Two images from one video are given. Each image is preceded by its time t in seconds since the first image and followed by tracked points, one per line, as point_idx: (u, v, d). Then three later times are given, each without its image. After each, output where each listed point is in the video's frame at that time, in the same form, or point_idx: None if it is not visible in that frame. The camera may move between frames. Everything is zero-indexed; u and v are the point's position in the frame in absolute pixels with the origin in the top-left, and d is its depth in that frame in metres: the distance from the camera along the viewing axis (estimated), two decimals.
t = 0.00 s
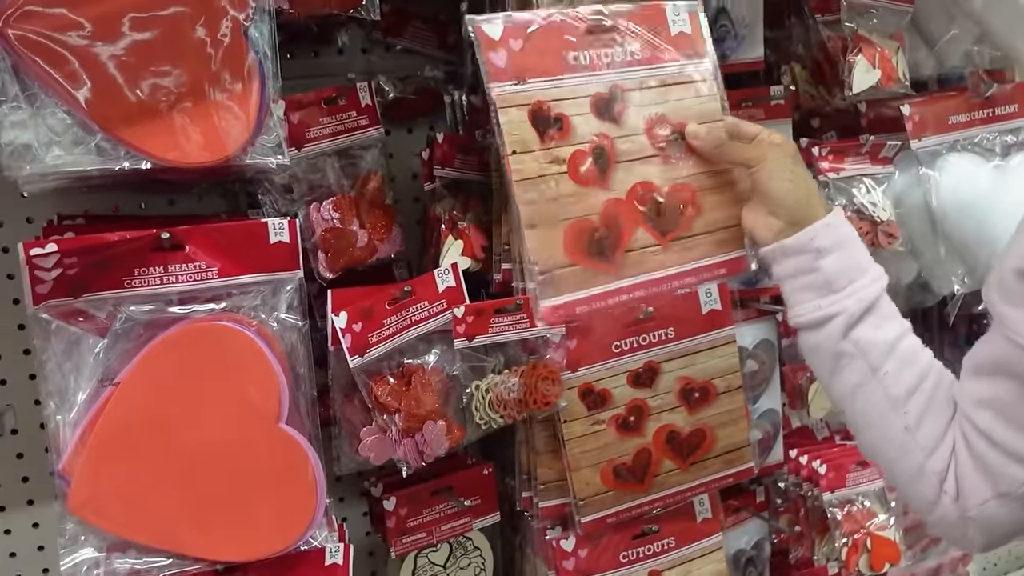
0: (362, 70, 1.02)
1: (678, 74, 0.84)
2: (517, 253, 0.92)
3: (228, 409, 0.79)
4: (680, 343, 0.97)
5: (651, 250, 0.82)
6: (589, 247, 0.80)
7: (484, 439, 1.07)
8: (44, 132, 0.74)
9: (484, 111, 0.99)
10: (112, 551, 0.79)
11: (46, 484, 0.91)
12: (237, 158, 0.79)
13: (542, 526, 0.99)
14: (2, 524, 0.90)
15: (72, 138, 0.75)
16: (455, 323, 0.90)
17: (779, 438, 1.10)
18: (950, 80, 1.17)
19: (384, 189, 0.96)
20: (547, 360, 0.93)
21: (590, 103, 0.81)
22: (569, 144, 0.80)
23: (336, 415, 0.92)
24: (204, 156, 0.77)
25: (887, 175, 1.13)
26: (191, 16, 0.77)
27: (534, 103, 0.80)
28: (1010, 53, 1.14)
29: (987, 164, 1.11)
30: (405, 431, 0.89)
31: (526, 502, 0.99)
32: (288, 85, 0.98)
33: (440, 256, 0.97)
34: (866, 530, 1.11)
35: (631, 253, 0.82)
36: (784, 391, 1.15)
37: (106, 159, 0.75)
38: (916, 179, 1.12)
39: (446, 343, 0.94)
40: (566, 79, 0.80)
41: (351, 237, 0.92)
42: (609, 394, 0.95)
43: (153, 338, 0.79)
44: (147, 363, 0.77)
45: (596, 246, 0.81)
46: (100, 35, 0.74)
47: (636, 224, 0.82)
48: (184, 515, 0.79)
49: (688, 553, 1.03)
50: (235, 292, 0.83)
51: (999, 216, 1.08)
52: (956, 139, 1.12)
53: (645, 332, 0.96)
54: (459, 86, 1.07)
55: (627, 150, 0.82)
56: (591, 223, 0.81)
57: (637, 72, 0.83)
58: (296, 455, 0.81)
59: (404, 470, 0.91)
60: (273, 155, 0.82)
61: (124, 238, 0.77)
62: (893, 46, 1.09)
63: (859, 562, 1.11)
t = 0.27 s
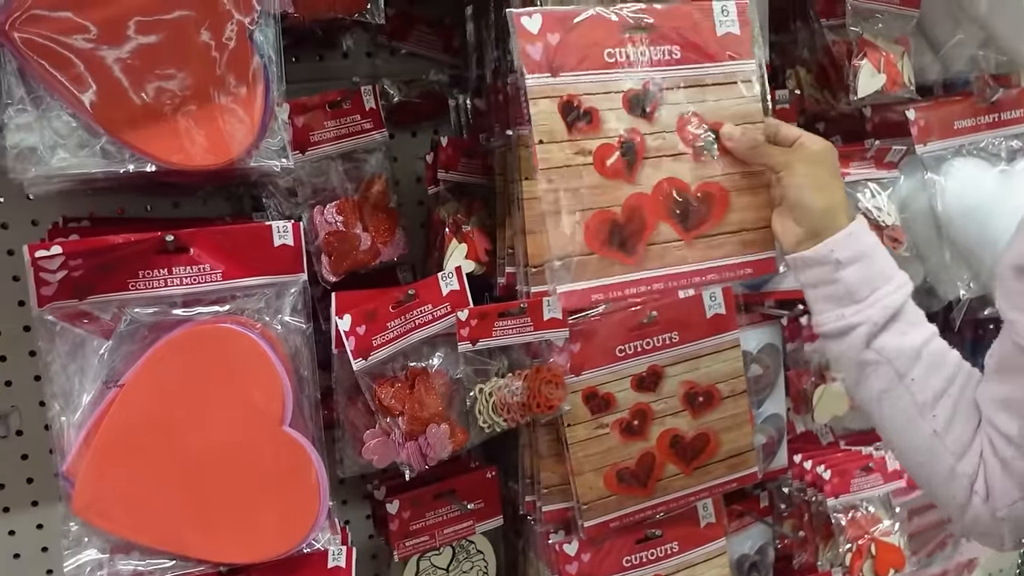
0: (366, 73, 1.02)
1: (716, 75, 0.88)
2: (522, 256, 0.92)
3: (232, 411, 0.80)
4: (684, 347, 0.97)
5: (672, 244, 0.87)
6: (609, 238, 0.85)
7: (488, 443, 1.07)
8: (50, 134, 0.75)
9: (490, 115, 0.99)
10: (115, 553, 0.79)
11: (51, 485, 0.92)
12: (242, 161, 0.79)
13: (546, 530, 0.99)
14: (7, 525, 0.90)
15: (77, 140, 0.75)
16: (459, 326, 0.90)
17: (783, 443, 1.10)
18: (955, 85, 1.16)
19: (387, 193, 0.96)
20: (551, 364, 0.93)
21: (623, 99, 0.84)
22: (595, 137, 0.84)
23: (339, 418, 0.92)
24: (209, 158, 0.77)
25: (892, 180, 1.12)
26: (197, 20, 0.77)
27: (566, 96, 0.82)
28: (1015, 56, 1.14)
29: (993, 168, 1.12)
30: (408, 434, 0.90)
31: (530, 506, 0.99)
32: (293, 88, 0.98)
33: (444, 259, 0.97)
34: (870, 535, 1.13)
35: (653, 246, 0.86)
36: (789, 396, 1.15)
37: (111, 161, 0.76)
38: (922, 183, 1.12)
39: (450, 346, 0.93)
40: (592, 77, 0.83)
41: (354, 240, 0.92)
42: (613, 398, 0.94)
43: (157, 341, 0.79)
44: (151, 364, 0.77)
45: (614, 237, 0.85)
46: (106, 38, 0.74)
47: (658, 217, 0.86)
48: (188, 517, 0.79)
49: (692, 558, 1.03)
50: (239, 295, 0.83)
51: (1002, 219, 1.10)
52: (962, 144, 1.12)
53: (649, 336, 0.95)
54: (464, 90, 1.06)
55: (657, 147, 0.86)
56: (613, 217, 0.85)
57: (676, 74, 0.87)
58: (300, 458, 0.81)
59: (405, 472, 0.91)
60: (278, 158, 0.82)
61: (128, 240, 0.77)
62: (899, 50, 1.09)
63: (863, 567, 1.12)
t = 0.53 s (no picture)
0: (367, 73, 1.02)
1: (733, 75, 0.81)
2: (524, 256, 0.93)
3: (231, 410, 0.79)
4: (684, 350, 0.96)
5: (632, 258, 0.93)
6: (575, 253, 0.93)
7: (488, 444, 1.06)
8: (50, 133, 0.75)
9: (491, 115, 0.99)
10: (114, 552, 0.79)
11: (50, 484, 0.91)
12: (242, 160, 0.79)
13: (545, 532, 0.98)
14: (6, 524, 0.90)
15: (77, 139, 0.75)
16: (460, 327, 0.90)
17: (784, 446, 1.09)
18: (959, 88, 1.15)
19: (389, 193, 0.96)
20: (552, 365, 0.93)
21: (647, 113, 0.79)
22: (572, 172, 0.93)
23: (339, 419, 0.92)
24: (209, 158, 0.77)
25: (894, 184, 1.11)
26: (198, 19, 0.76)
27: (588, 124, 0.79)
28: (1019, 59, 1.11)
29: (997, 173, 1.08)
30: (408, 435, 0.90)
31: (530, 508, 0.99)
32: (294, 88, 0.98)
33: (444, 259, 0.97)
34: (872, 539, 1.08)
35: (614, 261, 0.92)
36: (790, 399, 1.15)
37: (111, 160, 0.76)
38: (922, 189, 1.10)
39: (450, 346, 0.93)
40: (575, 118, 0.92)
41: (355, 240, 0.92)
42: (614, 400, 0.94)
43: (156, 340, 0.79)
44: (150, 364, 0.77)
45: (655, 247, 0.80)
46: (107, 36, 0.74)
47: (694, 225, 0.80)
48: (186, 517, 0.78)
49: (692, 561, 1.02)
50: (239, 295, 0.83)
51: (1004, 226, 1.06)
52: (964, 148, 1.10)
53: (650, 339, 0.94)
54: (465, 90, 1.06)
55: (684, 156, 0.80)
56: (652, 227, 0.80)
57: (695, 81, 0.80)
58: (298, 458, 0.81)
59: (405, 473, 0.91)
60: (279, 157, 0.82)
61: (128, 239, 0.77)
62: (902, 52, 1.08)
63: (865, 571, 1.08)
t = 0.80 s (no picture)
0: (369, 82, 1.02)
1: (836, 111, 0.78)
2: (524, 265, 0.93)
3: (232, 419, 0.80)
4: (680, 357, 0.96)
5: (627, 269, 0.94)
6: (577, 263, 0.93)
7: (488, 452, 1.06)
8: (53, 143, 0.76)
9: (491, 125, 1.00)
10: (115, 561, 0.80)
11: (52, 491, 0.92)
12: (244, 170, 0.80)
13: (546, 539, 0.99)
14: (8, 532, 0.90)
15: (80, 150, 0.76)
16: (460, 336, 0.90)
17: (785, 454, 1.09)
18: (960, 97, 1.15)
19: (390, 202, 0.96)
20: (552, 374, 0.94)
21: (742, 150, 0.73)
22: (570, 185, 0.95)
23: (340, 427, 0.92)
24: (211, 169, 0.78)
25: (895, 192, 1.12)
26: (200, 29, 0.77)
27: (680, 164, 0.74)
28: (1019, 69, 1.13)
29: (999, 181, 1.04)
30: (408, 443, 0.90)
31: (530, 515, 0.99)
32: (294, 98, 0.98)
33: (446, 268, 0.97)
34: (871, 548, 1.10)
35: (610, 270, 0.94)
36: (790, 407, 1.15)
37: (114, 171, 0.76)
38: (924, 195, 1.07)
39: (451, 355, 0.94)
40: (572, 135, 0.95)
41: (356, 249, 0.92)
42: (614, 409, 0.95)
43: (158, 350, 0.79)
44: (152, 373, 0.78)
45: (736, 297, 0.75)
46: (109, 47, 0.75)
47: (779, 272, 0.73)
48: (186, 526, 0.79)
49: (694, 568, 1.02)
50: (241, 304, 0.83)
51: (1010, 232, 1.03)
52: (966, 155, 1.09)
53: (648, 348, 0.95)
54: (467, 99, 1.07)
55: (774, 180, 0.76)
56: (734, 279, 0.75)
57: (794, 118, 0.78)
58: (299, 467, 0.81)
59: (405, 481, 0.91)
60: (280, 167, 0.82)
61: (130, 249, 0.78)
62: (902, 62, 1.08)
63: None
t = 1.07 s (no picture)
0: (354, 79, 1.02)
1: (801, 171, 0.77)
2: (507, 262, 0.94)
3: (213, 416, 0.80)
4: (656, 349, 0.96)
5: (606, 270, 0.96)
6: (560, 259, 0.94)
7: (472, 449, 1.06)
8: (32, 141, 0.75)
9: (476, 121, 1.00)
10: (96, 559, 0.79)
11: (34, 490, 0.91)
12: (225, 168, 0.79)
13: (530, 536, 0.99)
14: None
15: (60, 146, 0.76)
16: (443, 333, 0.90)
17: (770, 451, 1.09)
18: (947, 93, 1.15)
19: (373, 199, 0.96)
20: (535, 371, 0.94)
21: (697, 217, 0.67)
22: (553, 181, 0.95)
23: (322, 425, 0.92)
24: (189, 165, 0.77)
25: (880, 188, 1.12)
26: (180, 26, 0.77)
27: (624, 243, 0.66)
28: (1004, 66, 1.13)
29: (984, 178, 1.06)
30: (391, 441, 0.89)
31: (514, 512, 0.99)
32: (278, 94, 0.98)
33: (429, 265, 0.97)
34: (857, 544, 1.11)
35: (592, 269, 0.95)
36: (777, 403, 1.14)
37: (93, 168, 0.76)
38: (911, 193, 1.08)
39: (434, 352, 0.93)
40: (556, 132, 0.95)
41: (338, 246, 0.92)
42: (598, 405, 0.95)
43: (138, 347, 0.79)
44: (133, 370, 0.78)
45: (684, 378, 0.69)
46: (88, 44, 0.75)
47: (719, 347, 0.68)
48: (168, 523, 0.79)
49: (676, 566, 1.02)
50: (221, 301, 0.83)
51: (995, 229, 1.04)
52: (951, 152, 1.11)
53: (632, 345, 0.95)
54: (452, 96, 1.07)
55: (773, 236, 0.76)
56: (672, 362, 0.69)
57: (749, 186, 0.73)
58: (280, 463, 0.81)
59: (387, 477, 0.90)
60: (261, 164, 0.82)
61: (110, 245, 0.78)
62: (887, 58, 1.08)
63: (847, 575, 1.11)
